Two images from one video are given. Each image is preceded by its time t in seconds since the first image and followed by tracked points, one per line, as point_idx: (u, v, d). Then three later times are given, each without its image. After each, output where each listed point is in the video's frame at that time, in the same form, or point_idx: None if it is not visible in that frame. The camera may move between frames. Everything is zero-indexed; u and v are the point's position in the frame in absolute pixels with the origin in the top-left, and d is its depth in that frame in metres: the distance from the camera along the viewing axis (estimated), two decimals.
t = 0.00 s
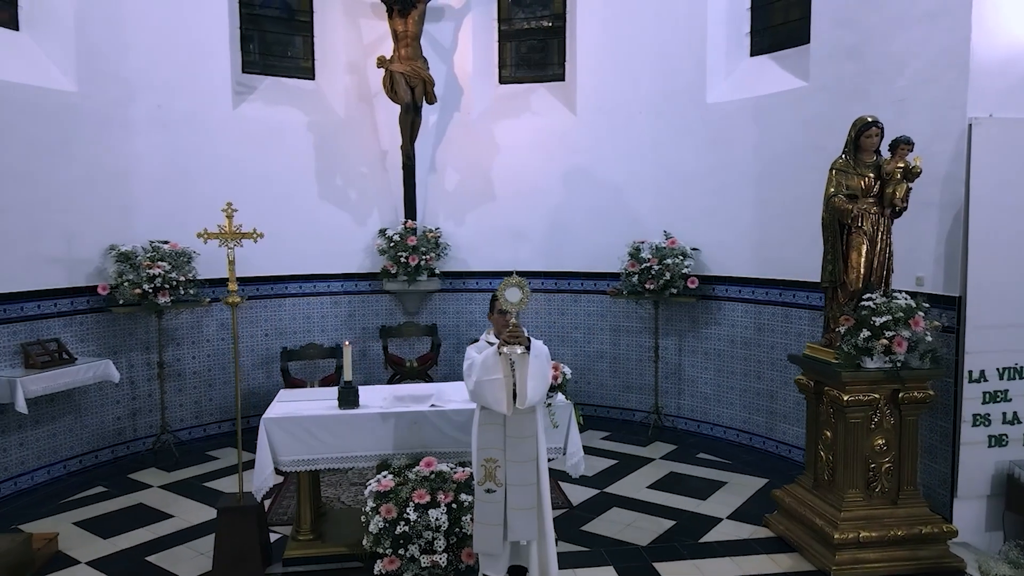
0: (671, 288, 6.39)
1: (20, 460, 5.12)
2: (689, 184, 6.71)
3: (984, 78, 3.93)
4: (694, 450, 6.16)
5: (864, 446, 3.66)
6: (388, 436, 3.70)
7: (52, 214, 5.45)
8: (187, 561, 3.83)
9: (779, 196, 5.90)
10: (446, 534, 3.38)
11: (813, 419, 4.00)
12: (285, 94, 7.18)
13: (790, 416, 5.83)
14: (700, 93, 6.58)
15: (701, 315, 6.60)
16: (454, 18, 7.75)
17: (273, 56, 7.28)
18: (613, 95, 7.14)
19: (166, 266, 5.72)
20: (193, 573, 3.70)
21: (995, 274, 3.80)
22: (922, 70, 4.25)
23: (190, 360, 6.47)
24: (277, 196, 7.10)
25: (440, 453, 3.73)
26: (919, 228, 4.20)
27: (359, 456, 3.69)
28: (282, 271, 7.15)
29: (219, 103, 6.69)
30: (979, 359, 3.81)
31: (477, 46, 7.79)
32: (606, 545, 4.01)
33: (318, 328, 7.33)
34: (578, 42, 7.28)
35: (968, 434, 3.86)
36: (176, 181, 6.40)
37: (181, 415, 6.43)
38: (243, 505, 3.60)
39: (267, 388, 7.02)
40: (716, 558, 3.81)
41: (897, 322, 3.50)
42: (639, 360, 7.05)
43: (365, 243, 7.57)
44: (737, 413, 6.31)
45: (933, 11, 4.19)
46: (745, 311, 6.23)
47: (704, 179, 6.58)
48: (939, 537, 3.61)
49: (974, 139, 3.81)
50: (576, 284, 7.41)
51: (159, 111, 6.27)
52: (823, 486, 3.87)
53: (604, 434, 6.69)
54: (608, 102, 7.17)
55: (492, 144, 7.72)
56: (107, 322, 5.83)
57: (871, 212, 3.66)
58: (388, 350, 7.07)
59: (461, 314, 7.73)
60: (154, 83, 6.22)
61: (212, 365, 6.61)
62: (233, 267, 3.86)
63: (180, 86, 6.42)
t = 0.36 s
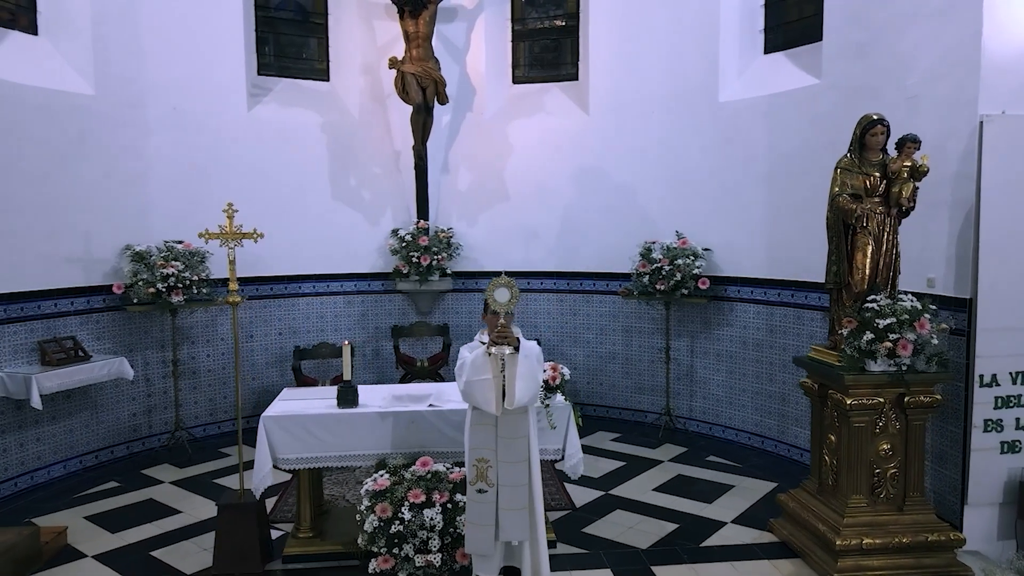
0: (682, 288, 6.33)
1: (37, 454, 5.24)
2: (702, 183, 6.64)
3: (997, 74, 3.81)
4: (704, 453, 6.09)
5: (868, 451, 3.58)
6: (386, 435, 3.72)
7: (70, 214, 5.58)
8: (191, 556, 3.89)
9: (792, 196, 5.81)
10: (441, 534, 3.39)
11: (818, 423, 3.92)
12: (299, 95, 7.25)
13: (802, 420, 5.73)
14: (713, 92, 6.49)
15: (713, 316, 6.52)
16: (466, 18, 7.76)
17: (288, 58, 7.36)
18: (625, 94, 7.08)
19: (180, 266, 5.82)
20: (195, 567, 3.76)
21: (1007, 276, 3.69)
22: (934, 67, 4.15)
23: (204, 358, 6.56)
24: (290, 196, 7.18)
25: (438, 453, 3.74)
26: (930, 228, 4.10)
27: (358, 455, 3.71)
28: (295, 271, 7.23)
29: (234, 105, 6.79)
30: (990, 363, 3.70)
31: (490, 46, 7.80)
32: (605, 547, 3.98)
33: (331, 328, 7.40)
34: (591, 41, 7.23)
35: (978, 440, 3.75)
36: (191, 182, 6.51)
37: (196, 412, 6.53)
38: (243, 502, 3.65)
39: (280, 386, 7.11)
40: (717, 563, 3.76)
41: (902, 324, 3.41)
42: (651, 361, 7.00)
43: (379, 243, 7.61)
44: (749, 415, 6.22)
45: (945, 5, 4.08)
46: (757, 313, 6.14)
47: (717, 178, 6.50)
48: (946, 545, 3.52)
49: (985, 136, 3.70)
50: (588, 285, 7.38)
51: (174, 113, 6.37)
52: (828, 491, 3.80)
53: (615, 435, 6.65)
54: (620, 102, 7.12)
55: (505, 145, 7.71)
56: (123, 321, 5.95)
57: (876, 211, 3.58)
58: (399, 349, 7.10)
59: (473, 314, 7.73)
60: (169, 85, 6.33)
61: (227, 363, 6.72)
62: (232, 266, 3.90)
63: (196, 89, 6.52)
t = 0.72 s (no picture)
0: (693, 289, 6.26)
1: (53, 449, 5.36)
2: (714, 182, 6.56)
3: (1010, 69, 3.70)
4: (714, 455, 6.02)
5: (872, 455, 3.50)
6: (384, 435, 3.74)
7: (86, 214, 5.70)
8: (194, 551, 3.94)
9: (804, 195, 5.71)
10: (435, 533, 3.40)
11: (822, 426, 3.85)
12: (313, 96, 7.32)
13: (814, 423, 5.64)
14: (725, 90, 6.42)
15: (725, 317, 6.44)
16: (479, 18, 7.77)
17: (302, 59, 7.43)
18: (637, 93, 7.02)
19: (193, 265, 5.91)
20: (197, 563, 3.81)
21: (1019, 277, 3.58)
22: (945, 63, 4.04)
23: (218, 356, 6.65)
24: (304, 196, 7.25)
25: (435, 452, 3.75)
26: (941, 228, 4.00)
27: (357, 454, 3.74)
28: (308, 270, 7.29)
29: (248, 106, 6.88)
30: (1000, 367, 3.59)
31: (503, 46, 7.80)
32: (605, 550, 3.95)
33: (344, 327, 7.46)
34: (603, 39, 7.18)
35: (988, 446, 3.65)
36: (206, 183, 6.61)
37: (210, 409, 6.63)
38: (244, 499, 3.69)
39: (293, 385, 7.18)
40: (716, 567, 3.71)
41: (906, 326, 3.33)
42: (663, 362, 6.94)
43: (391, 243, 7.66)
44: (761, 417, 6.14)
45: None
46: (768, 314, 6.05)
47: (730, 177, 6.42)
48: (951, 552, 3.45)
49: (995, 133, 3.59)
50: (600, 285, 7.35)
51: (189, 115, 6.48)
52: (831, 496, 3.73)
53: (625, 437, 6.61)
54: (632, 101, 7.06)
55: (517, 144, 7.70)
56: (139, 319, 6.06)
57: (880, 211, 3.51)
58: (410, 348, 7.13)
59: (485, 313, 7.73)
60: (184, 88, 6.44)
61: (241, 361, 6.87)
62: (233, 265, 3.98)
63: (210, 91, 6.62)
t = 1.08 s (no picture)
0: (703, 290, 6.20)
1: (68, 445, 5.48)
2: (727, 181, 6.47)
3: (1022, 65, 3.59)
4: (724, 458, 5.94)
5: (875, 459, 3.43)
6: (382, 434, 3.75)
7: (101, 215, 5.82)
8: (198, 547, 4.00)
9: (816, 195, 5.62)
10: (430, 533, 3.40)
11: (826, 430, 3.78)
12: (326, 97, 7.38)
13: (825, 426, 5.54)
14: (737, 89, 6.33)
15: (737, 318, 6.36)
16: (491, 18, 7.76)
17: (316, 61, 7.49)
18: (650, 92, 6.96)
19: (205, 265, 6.00)
20: (198, 558, 3.86)
21: None
22: (956, 58, 3.94)
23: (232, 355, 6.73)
24: (317, 197, 7.32)
25: (433, 452, 3.76)
26: (951, 228, 3.90)
27: (355, 453, 3.76)
28: (321, 270, 7.36)
29: (262, 108, 6.97)
30: (1012, 371, 3.48)
31: (515, 45, 7.78)
32: (604, 552, 3.93)
33: (356, 326, 7.51)
34: (615, 38, 7.13)
35: (998, 451, 3.54)
36: (220, 183, 6.71)
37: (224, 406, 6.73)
38: (244, 496, 3.73)
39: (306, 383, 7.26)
40: (715, 572, 3.67)
41: (909, 329, 3.26)
42: (674, 363, 6.87)
43: (404, 243, 7.69)
44: (773, 420, 6.04)
45: None
46: (780, 315, 5.97)
47: (742, 176, 6.33)
48: (956, 561, 3.36)
49: (1006, 131, 3.49)
50: (612, 285, 7.30)
51: (203, 116, 6.57)
52: (835, 501, 3.66)
53: (634, 438, 6.56)
54: (644, 100, 7.00)
55: (529, 144, 7.68)
56: (153, 318, 6.16)
57: (884, 211, 3.43)
58: (420, 348, 7.16)
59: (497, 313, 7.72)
60: (198, 90, 6.54)
61: (254, 359, 6.98)
62: (235, 267, 4.18)
63: (224, 93, 6.72)
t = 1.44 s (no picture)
0: (713, 290, 6.13)
1: (82, 441, 5.59)
2: (738, 181, 6.40)
3: None
4: (732, 460, 5.87)
5: (877, 464, 3.36)
6: (380, 433, 3.76)
7: (115, 215, 5.92)
8: (201, 543, 4.05)
9: (827, 194, 5.53)
10: (426, 532, 3.40)
11: (828, 433, 3.72)
12: (338, 98, 7.44)
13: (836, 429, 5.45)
14: (747, 87, 6.26)
15: (747, 319, 6.28)
16: (502, 18, 7.76)
17: (329, 62, 7.55)
18: (661, 91, 6.91)
19: (216, 264, 6.09)
20: (200, 555, 3.90)
21: None
22: (965, 55, 3.86)
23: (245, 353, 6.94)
24: (329, 197, 7.37)
25: (431, 452, 3.77)
26: (960, 228, 3.82)
27: (353, 452, 3.77)
28: (333, 270, 7.41)
29: (275, 109, 7.05)
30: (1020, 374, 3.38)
31: (526, 45, 7.77)
32: (603, 555, 3.90)
33: (367, 325, 7.55)
34: (625, 37, 7.09)
35: (1006, 457, 3.44)
36: (233, 184, 6.79)
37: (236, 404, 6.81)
38: (245, 493, 3.76)
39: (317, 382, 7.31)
40: None
41: (912, 330, 3.19)
42: (684, 364, 6.81)
43: (414, 243, 7.72)
44: (782, 422, 5.96)
45: None
46: (790, 316, 5.89)
47: (752, 176, 6.26)
48: (960, 569, 3.28)
49: (1014, 129, 3.40)
50: (622, 285, 7.26)
51: (216, 118, 6.66)
52: (837, 506, 3.60)
53: (643, 440, 6.51)
54: (654, 99, 6.95)
55: (540, 144, 7.67)
56: (166, 316, 6.26)
57: (888, 211, 3.37)
58: (430, 347, 7.18)
59: (508, 313, 7.70)
60: (212, 92, 6.62)
61: (266, 358, 7.05)
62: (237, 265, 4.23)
63: (237, 94, 6.80)
